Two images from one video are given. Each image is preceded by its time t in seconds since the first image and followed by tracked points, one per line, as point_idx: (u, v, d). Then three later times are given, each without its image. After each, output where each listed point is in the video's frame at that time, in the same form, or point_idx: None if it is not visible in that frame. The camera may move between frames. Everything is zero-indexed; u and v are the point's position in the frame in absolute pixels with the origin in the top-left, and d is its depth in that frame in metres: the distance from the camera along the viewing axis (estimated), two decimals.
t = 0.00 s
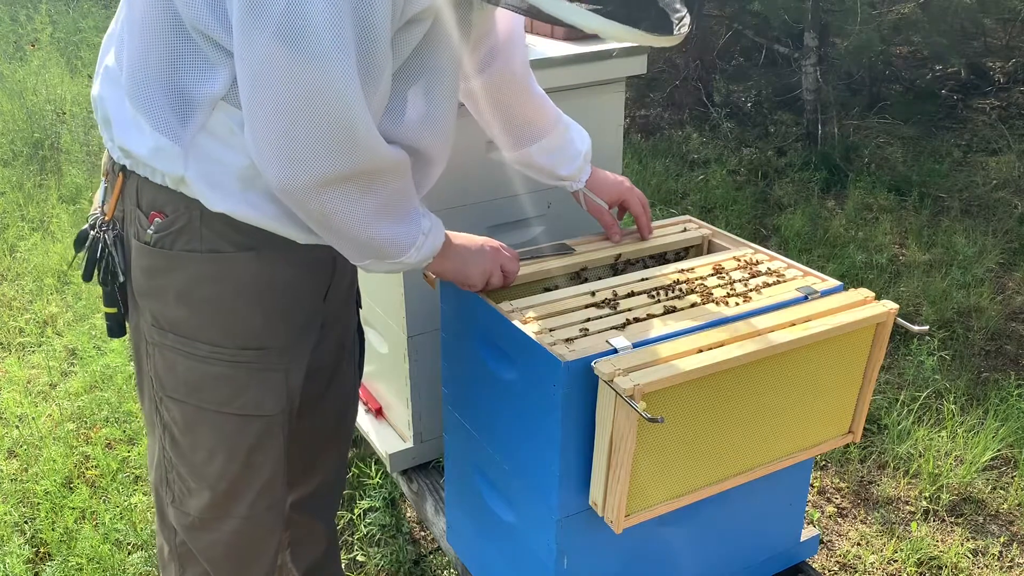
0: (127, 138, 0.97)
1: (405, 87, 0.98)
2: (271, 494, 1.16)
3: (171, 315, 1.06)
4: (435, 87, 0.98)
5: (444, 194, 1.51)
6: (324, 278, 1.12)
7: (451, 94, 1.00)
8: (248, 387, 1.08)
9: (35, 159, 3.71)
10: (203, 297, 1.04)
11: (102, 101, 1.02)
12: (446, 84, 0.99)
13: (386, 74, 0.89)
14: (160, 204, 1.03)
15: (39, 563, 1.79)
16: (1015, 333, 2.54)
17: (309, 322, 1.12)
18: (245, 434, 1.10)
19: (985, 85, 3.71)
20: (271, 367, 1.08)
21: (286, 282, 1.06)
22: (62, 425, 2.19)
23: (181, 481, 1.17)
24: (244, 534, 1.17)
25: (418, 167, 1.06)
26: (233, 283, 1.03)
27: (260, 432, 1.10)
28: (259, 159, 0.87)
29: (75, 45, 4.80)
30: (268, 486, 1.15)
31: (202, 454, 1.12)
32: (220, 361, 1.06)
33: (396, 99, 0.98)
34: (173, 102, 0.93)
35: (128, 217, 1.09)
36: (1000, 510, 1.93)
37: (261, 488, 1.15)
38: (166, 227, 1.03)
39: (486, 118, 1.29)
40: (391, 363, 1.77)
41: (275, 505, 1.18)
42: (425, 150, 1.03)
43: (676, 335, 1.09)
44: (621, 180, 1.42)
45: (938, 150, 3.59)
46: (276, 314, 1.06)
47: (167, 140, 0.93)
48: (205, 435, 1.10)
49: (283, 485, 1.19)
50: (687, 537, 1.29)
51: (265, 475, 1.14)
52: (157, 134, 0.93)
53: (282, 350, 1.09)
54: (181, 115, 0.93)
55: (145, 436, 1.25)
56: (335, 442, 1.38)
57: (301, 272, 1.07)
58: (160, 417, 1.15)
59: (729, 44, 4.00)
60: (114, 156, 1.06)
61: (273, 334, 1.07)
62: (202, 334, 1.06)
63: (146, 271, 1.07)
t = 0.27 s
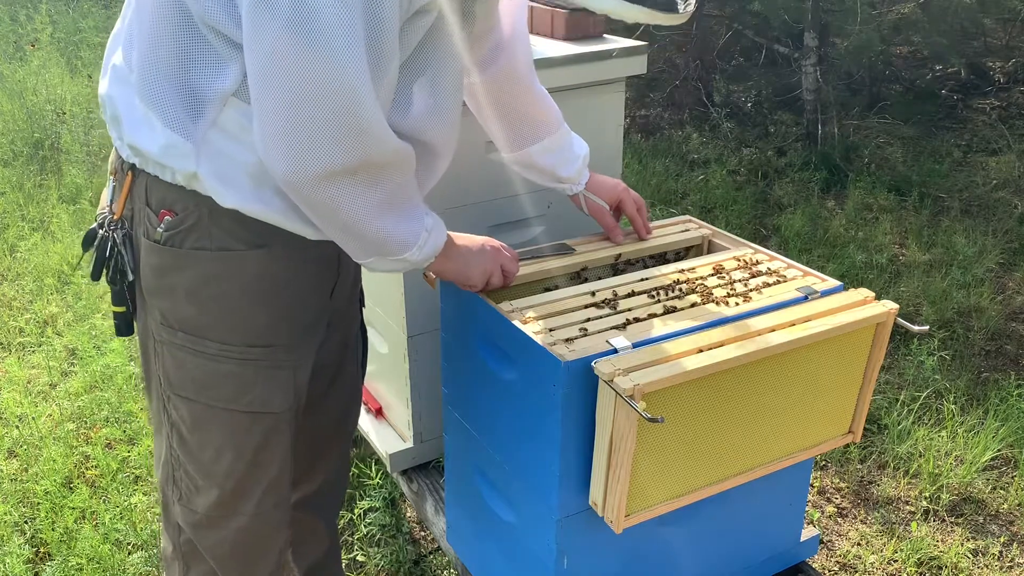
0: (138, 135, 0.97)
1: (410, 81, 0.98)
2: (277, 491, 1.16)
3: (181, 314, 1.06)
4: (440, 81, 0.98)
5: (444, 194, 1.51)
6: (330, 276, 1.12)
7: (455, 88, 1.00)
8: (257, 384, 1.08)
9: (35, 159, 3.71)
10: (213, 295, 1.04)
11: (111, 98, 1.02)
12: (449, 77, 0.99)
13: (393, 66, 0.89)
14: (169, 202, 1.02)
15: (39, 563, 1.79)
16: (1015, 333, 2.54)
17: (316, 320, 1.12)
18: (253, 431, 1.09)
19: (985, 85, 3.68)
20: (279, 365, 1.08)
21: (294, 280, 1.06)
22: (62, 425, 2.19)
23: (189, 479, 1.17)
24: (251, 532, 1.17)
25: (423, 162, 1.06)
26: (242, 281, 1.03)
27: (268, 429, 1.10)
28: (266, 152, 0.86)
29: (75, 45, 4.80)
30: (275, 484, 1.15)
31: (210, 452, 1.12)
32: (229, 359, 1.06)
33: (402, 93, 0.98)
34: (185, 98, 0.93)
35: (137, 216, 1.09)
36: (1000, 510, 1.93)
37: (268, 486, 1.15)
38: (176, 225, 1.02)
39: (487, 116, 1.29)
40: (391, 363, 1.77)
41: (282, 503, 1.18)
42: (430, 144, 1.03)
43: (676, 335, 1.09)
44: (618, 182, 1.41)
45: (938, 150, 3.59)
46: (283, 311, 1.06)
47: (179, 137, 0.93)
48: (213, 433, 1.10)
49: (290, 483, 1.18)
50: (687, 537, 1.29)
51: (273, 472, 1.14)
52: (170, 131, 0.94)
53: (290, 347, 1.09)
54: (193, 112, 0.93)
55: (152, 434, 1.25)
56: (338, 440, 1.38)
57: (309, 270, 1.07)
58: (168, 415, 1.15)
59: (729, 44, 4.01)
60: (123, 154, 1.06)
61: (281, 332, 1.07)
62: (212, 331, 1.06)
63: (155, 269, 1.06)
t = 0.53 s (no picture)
0: (147, 132, 0.97)
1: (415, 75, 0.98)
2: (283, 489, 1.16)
3: (189, 312, 1.06)
4: (443, 76, 0.99)
5: (444, 194, 1.51)
6: (337, 275, 1.12)
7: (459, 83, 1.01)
8: (264, 382, 1.08)
9: (35, 159, 3.71)
10: (221, 293, 1.03)
11: (118, 96, 1.02)
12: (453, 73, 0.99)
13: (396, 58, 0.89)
14: (178, 200, 1.03)
15: (39, 563, 1.79)
16: (1015, 333, 2.54)
17: (323, 318, 1.13)
18: (260, 429, 1.09)
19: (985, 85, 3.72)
20: (287, 363, 1.09)
21: (303, 278, 1.06)
22: (62, 425, 2.19)
23: (195, 477, 1.16)
24: (257, 530, 1.17)
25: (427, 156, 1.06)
26: (251, 279, 1.03)
27: (276, 427, 1.10)
28: (278, 140, 0.86)
29: (75, 45, 4.81)
30: (282, 482, 1.15)
31: (218, 450, 1.11)
32: (237, 358, 1.06)
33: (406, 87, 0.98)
34: (195, 93, 0.93)
35: (145, 215, 1.08)
36: (1000, 510, 1.93)
37: (275, 483, 1.15)
38: (186, 223, 1.02)
39: (488, 116, 1.29)
40: (391, 363, 1.77)
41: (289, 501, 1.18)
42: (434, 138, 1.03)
43: (676, 335, 1.09)
44: (617, 183, 1.41)
45: (938, 150, 3.58)
46: (292, 309, 1.06)
47: (189, 132, 0.93)
48: (221, 431, 1.10)
49: (296, 480, 1.18)
50: (687, 538, 1.29)
51: (280, 469, 1.14)
52: (180, 126, 0.93)
53: (298, 345, 1.09)
54: (202, 107, 0.93)
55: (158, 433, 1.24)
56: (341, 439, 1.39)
57: (317, 268, 1.07)
58: (175, 414, 1.15)
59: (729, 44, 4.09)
60: (131, 153, 1.06)
61: (289, 330, 1.07)
62: (220, 329, 1.06)
63: (163, 268, 1.06)
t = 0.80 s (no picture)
0: (152, 128, 0.97)
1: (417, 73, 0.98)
2: (287, 488, 1.16)
3: (193, 312, 1.05)
4: (444, 72, 0.99)
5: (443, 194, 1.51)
6: (339, 275, 1.13)
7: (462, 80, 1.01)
8: (269, 382, 1.08)
9: (35, 159, 3.71)
10: (226, 293, 1.03)
11: (123, 93, 1.02)
12: (454, 71, 0.99)
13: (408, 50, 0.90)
14: (183, 199, 1.02)
15: (39, 563, 1.79)
16: (1015, 333, 2.54)
17: (325, 318, 1.13)
18: (264, 428, 1.09)
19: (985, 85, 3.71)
20: (291, 361, 1.09)
21: (308, 278, 1.07)
22: (62, 425, 2.19)
23: (198, 476, 1.16)
24: (261, 530, 1.17)
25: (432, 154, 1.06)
26: (256, 279, 1.03)
27: (280, 425, 1.10)
28: (301, 128, 0.86)
29: (75, 45, 4.81)
30: (286, 480, 1.15)
31: (222, 449, 1.11)
32: (242, 357, 1.06)
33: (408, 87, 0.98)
34: (202, 88, 0.93)
35: (149, 214, 1.08)
36: (1000, 510, 1.93)
37: (279, 481, 1.15)
38: (190, 223, 1.02)
39: (487, 117, 1.28)
40: (391, 364, 1.77)
41: (292, 499, 1.18)
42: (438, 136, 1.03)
43: (676, 335, 1.09)
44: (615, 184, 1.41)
45: (938, 150, 3.58)
46: (296, 309, 1.07)
47: (195, 127, 0.93)
48: (225, 430, 1.09)
49: (300, 479, 1.19)
50: (687, 537, 1.29)
51: (285, 467, 1.14)
52: (186, 121, 0.93)
53: (302, 344, 1.09)
54: (209, 101, 0.93)
55: (160, 432, 1.24)
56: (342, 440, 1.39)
57: (320, 268, 1.08)
58: (177, 414, 1.14)
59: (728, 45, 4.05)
60: (136, 151, 1.06)
61: (293, 329, 1.08)
62: (224, 329, 1.05)
63: (167, 267, 1.05)
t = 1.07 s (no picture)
0: (156, 125, 0.97)
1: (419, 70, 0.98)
2: (290, 487, 1.17)
3: (197, 311, 1.05)
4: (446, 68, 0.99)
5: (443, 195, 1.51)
6: (341, 275, 1.13)
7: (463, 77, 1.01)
8: (273, 381, 1.08)
9: (35, 159, 3.71)
10: (230, 292, 1.03)
11: (126, 91, 1.01)
12: (455, 68, 0.99)
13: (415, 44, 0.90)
14: (188, 199, 1.02)
15: (39, 563, 1.79)
16: (1015, 333, 2.54)
17: (327, 318, 1.14)
18: (269, 427, 1.09)
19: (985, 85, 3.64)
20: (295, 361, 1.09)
21: (311, 277, 1.07)
22: (62, 425, 2.19)
23: (201, 476, 1.16)
24: (265, 529, 1.17)
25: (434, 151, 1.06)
26: (260, 277, 1.03)
27: (284, 424, 1.10)
28: (311, 117, 0.85)
29: (75, 45, 4.81)
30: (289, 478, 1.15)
31: (225, 448, 1.11)
32: (246, 356, 1.06)
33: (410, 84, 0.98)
34: (207, 84, 0.93)
35: (152, 214, 1.08)
36: (1000, 510, 1.93)
37: (283, 480, 1.15)
38: (194, 222, 1.02)
39: (487, 117, 1.29)
40: (391, 364, 1.77)
41: (296, 498, 1.18)
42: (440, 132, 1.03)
43: (676, 335, 1.09)
44: (614, 184, 1.41)
45: (938, 150, 3.58)
46: (299, 307, 1.07)
47: (200, 123, 0.93)
48: (229, 429, 1.09)
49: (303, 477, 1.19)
50: (687, 538, 1.29)
51: (289, 465, 1.15)
52: (191, 117, 0.93)
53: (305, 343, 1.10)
54: (214, 97, 0.93)
55: (162, 432, 1.24)
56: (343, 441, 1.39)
57: (323, 267, 1.09)
58: (180, 413, 1.14)
59: (729, 45, 4.05)
60: (140, 151, 1.06)
61: (297, 328, 1.08)
62: (228, 328, 1.05)
63: (170, 267, 1.05)
